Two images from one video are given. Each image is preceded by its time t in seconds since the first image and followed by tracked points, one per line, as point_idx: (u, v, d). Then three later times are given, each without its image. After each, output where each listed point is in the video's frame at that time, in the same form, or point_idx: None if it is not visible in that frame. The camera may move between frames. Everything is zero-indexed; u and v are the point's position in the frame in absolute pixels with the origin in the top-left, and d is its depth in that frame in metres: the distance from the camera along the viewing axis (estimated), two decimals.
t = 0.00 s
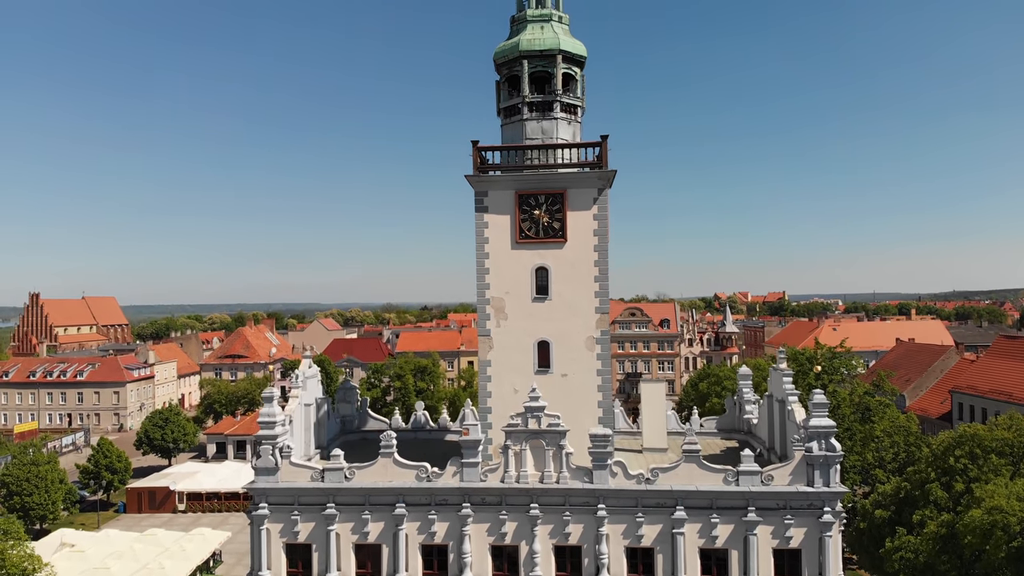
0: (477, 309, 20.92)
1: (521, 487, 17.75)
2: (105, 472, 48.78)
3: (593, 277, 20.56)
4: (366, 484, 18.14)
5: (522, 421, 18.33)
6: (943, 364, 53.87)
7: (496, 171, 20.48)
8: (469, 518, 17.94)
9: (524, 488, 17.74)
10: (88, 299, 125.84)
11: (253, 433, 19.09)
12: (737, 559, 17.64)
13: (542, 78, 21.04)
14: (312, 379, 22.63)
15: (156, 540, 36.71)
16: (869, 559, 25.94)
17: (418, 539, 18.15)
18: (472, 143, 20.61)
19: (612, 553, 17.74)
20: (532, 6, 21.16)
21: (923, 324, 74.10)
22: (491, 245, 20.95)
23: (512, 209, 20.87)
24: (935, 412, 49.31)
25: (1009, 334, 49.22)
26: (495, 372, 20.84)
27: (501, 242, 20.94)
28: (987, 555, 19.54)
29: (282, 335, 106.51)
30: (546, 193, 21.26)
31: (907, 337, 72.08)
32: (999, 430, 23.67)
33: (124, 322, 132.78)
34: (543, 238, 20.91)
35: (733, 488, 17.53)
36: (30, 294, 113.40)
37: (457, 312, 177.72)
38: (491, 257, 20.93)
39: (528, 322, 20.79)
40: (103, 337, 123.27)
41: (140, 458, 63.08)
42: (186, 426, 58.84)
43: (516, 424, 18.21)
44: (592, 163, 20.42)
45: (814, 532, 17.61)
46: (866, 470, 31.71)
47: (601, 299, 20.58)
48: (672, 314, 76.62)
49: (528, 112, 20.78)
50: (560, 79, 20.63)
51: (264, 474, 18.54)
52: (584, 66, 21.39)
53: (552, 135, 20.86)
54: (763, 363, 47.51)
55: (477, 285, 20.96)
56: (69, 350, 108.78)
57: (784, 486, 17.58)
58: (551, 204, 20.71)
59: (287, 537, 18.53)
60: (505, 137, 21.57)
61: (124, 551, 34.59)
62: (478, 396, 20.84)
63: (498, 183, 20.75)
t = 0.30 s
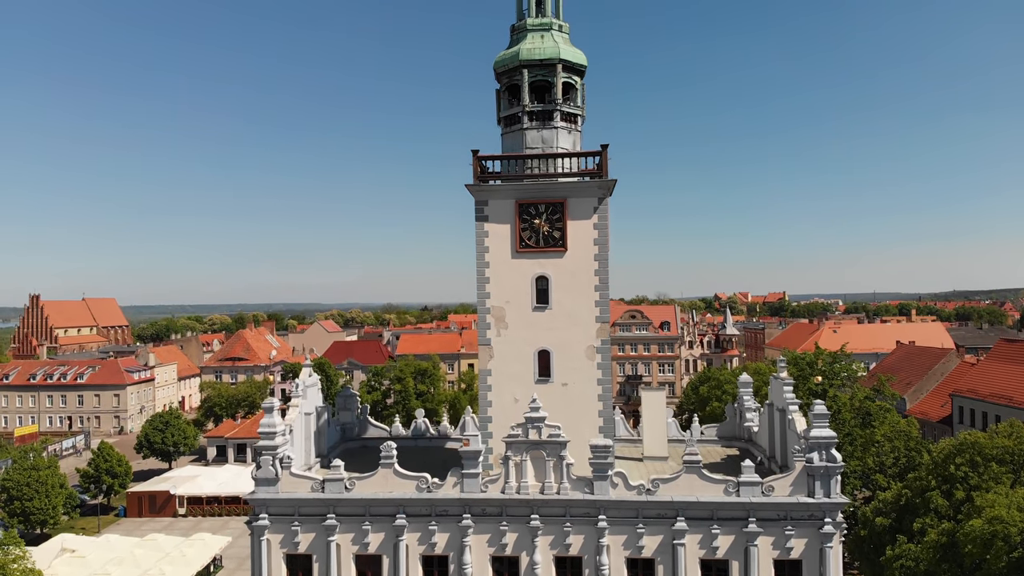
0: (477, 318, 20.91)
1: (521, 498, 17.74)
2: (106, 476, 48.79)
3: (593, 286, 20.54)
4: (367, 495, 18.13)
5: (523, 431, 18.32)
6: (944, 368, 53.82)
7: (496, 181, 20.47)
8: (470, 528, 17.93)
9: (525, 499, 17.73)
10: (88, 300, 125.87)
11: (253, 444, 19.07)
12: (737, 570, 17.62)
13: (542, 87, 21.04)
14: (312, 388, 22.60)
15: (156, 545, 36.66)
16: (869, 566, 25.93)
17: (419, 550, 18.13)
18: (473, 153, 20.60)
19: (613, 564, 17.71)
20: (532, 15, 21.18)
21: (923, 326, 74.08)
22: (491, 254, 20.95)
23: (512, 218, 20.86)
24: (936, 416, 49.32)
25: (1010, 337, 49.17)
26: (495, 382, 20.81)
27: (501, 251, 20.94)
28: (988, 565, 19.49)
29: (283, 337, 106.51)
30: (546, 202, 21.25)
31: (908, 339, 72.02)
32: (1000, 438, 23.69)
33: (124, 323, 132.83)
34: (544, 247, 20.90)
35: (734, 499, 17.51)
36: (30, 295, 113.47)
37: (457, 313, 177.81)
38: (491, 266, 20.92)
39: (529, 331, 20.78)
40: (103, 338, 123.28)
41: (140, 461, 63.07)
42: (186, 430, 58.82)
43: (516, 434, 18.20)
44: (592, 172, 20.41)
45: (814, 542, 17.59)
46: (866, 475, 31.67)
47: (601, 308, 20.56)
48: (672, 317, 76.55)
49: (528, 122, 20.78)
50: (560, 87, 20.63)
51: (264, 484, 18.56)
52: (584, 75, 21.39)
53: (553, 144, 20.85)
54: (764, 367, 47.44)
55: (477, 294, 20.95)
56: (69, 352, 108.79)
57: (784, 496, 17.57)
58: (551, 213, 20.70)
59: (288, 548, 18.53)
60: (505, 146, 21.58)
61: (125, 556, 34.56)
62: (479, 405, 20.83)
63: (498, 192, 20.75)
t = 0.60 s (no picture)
0: (478, 327, 20.90)
1: (522, 509, 17.75)
2: (106, 480, 48.74)
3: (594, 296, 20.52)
4: (367, 505, 18.14)
5: (523, 442, 18.33)
6: (943, 371, 53.98)
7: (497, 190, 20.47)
8: (471, 539, 17.91)
9: (526, 510, 17.72)
10: (89, 301, 125.95)
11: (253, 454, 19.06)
12: None
13: (542, 96, 21.03)
14: (313, 396, 22.59)
15: (157, 550, 36.63)
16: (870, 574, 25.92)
17: (420, 560, 18.11)
18: (473, 162, 20.59)
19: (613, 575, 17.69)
20: (533, 24, 21.15)
21: (923, 328, 74.15)
22: (492, 263, 20.94)
23: (513, 227, 20.84)
24: (936, 419, 49.36)
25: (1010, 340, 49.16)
26: (496, 391, 20.79)
27: (502, 260, 20.93)
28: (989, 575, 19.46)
29: (283, 339, 106.50)
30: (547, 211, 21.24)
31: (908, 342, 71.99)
32: (1000, 446, 23.72)
33: (125, 324, 132.84)
34: (544, 256, 20.88)
35: (735, 510, 17.48)
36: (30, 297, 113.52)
37: (458, 313, 177.69)
38: (491, 275, 20.90)
39: (530, 340, 20.76)
40: (103, 339, 123.22)
41: (141, 465, 63.05)
42: (187, 433, 58.81)
43: (517, 445, 18.21)
44: (592, 182, 20.38)
45: (815, 553, 17.58)
46: (867, 479, 31.65)
47: (602, 317, 20.54)
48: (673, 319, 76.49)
49: (528, 131, 20.77)
50: (560, 96, 20.62)
51: (264, 494, 18.53)
52: (584, 83, 21.37)
53: (553, 153, 20.83)
54: (765, 371, 47.35)
55: (478, 304, 20.91)
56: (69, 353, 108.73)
57: (785, 507, 17.54)
58: (552, 222, 20.68)
59: (288, 558, 18.51)
60: (506, 154, 21.56)
61: (125, 562, 34.54)
62: (480, 415, 20.81)
63: (498, 202, 20.73)
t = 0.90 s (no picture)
0: (479, 337, 20.87)
1: (523, 520, 17.74)
2: (107, 484, 48.74)
3: (595, 305, 20.50)
4: (368, 516, 18.12)
5: (525, 453, 18.32)
6: (944, 374, 54.02)
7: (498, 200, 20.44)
8: (472, 550, 17.89)
9: (527, 520, 17.71)
10: (89, 303, 126.03)
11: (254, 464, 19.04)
12: None
13: (543, 105, 21.01)
14: (314, 405, 22.57)
15: (157, 555, 36.59)
16: None
17: (421, 571, 18.08)
18: (474, 171, 20.58)
19: None
20: (533, 33, 21.12)
21: (923, 330, 74.16)
22: (492, 272, 20.92)
23: (514, 237, 20.82)
24: (936, 423, 49.39)
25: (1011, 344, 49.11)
26: (497, 401, 20.75)
27: (503, 269, 20.91)
28: None
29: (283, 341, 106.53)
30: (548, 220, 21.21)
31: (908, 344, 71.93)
32: (1001, 454, 23.74)
33: (125, 326, 132.82)
34: (545, 265, 20.86)
35: (736, 521, 17.47)
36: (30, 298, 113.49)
37: (459, 314, 177.59)
38: (492, 285, 20.88)
39: (530, 350, 20.74)
40: (103, 341, 123.19)
41: (141, 468, 63.03)
42: (187, 437, 58.76)
43: (518, 456, 18.20)
44: (593, 191, 20.35)
45: (816, 564, 17.57)
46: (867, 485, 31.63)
47: (603, 327, 20.53)
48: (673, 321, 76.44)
49: (529, 140, 20.74)
50: (561, 105, 20.60)
51: (265, 505, 18.52)
52: (585, 92, 21.34)
53: (554, 162, 20.81)
54: (766, 376, 47.24)
55: (479, 313, 20.90)
56: (69, 355, 108.64)
57: (787, 518, 17.53)
58: (553, 232, 20.65)
59: (289, 569, 18.47)
60: (507, 164, 21.53)
61: (125, 567, 34.49)
62: (480, 424, 20.78)
63: (499, 211, 20.71)
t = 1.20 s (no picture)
0: (480, 346, 20.84)
1: (524, 531, 17.72)
2: (107, 489, 48.66)
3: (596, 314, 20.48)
4: (369, 527, 18.11)
5: (526, 463, 18.29)
6: (945, 378, 53.91)
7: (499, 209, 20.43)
8: (474, 561, 17.86)
9: (528, 532, 17.69)
10: (90, 305, 126.12)
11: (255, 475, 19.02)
12: None
13: (544, 113, 20.99)
14: (315, 414, 22.55)
15: (157, 560, 36.55)
16: None
17: None
18: (475, 180, 20.58)
19: None
20: (534, 41, 21.11)
21: (924, 332, 74.19)
22: (493, 281, 20.90)
23: (515, 245, 20.79)
24: (936, 427, 49.41)
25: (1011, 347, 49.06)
26: (498, 410, 20.72)
27: (504, 278, 20.89)
28: None
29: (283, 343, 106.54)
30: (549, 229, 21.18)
31: (908, 346, 71.87)
32: (1003, 462, 23.75)
33: (125, 327, 132.81)
34: (546, 274, 20.84)
35: (737, 532, 17.46)
36: (30, 300, 113.54)
37: (460, 315, 177.48)
38: (493, 293, 20.86)
39: (531, 359, 20.72)
40: (104, 342, 123.18)
41: (142, 472, 63.00)
42: (188, 440, 58.69)
43: (519, 467, 18.19)
44: (594, 200, 20.33)
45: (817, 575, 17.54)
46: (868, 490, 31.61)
47: (604, 336, 20.51)
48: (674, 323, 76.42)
49: (530, 149, 20.72)
50: (562, 114, 20.59)
51: (266, 516, 18.50)
52: (585, 101, 21.33)
53: (555, 171, 20.77)
54: (767, 381, 47.11)
55: (480, 322, 20.87)
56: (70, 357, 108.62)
57: (788, 529, 17.51)
58: (554, 240, 20.62)
59: None
60: (508, 172, 21.52)
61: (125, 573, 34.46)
62: (482, 433, 20.76)
63: (500, 220, 20.69)
